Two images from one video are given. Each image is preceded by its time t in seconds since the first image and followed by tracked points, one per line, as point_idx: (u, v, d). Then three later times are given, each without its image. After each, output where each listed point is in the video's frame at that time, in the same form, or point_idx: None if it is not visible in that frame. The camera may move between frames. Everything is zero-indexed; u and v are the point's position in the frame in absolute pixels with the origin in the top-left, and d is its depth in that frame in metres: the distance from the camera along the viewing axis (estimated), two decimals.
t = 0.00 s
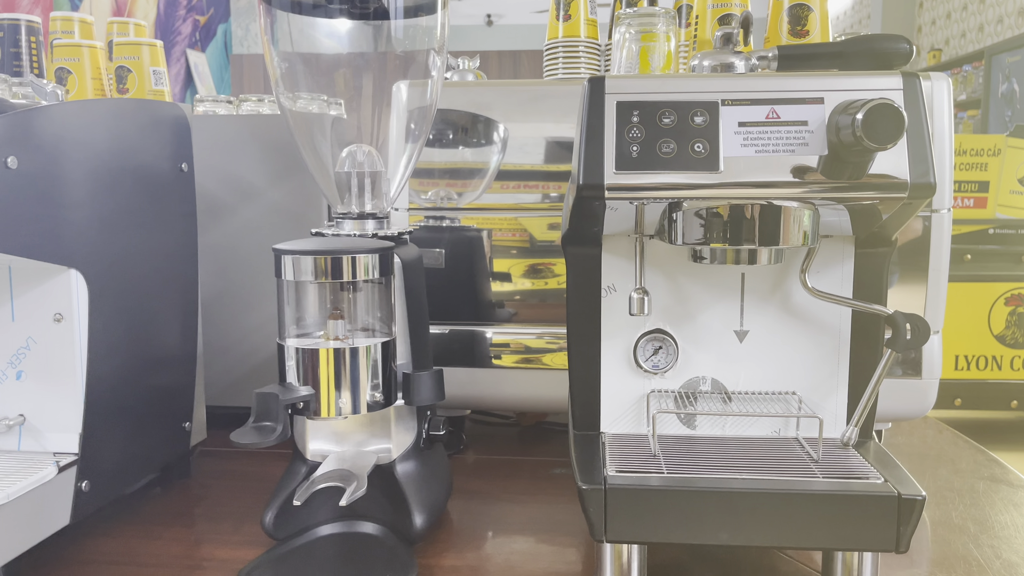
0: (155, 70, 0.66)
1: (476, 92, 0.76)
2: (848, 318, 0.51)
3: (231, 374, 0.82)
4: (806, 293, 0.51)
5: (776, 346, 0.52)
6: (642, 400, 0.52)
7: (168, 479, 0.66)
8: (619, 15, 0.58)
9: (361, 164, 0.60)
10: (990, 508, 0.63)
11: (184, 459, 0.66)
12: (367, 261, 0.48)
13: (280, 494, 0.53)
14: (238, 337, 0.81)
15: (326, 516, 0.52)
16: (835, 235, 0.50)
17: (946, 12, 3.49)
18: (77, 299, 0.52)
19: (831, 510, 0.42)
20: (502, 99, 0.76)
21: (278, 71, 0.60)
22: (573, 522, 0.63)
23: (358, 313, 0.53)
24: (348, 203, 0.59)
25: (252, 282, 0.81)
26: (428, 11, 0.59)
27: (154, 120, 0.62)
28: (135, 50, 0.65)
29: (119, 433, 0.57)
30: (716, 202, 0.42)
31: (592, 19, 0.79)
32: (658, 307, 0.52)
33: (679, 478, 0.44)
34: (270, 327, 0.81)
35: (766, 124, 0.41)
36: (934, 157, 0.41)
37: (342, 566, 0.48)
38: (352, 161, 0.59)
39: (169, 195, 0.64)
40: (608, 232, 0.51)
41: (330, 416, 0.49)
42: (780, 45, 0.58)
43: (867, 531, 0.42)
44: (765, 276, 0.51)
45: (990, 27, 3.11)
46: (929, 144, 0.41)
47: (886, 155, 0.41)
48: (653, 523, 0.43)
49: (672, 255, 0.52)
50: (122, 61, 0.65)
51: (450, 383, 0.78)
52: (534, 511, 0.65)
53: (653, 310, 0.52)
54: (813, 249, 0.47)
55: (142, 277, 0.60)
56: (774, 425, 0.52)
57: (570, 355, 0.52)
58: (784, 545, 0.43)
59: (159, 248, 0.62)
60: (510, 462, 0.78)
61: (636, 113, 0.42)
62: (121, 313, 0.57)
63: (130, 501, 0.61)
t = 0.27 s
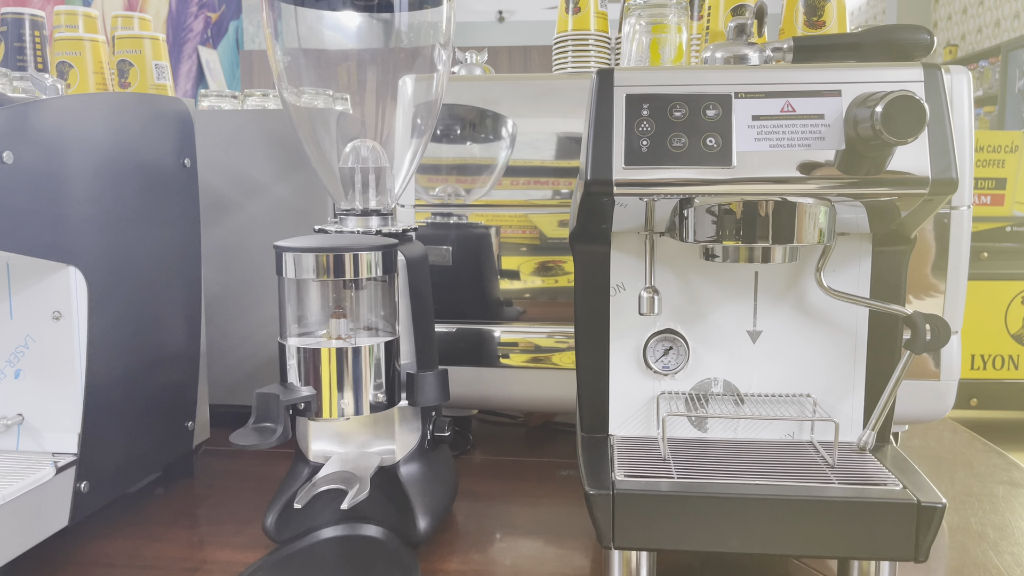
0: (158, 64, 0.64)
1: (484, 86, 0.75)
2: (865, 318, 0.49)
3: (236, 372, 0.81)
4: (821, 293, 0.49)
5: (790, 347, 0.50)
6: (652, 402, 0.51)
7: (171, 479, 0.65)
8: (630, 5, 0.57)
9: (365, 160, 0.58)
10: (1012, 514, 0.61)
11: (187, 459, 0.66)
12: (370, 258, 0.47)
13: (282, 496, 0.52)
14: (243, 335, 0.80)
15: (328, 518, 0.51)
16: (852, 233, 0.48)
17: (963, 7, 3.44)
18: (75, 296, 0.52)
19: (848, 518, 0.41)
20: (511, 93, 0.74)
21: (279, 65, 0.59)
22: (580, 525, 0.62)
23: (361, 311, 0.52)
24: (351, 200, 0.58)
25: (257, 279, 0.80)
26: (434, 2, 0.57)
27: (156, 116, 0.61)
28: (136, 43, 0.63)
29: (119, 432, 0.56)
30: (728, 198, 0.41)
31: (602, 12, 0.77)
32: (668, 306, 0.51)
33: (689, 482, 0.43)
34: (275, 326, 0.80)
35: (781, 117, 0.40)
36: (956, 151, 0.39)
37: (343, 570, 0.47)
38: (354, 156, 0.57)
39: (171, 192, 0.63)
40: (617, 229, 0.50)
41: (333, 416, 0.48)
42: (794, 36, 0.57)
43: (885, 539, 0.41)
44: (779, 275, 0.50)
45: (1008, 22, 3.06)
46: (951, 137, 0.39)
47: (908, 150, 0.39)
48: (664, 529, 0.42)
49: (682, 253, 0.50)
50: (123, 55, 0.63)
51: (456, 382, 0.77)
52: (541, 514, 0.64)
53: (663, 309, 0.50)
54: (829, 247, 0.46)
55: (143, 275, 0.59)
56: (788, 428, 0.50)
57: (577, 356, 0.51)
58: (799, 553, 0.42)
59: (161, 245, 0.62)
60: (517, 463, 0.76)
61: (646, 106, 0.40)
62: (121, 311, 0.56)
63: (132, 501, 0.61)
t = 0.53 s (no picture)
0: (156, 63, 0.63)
1: (489, 84, 0.74)
2: (878, 324, 0.47)
3: (239, 374, 0.80)
4: (834, 298, 0.47)
5: (801, 353, 0.48)
6: (657, 408, 0.50)
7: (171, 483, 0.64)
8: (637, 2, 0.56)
9: (365, 161, 0.56)
10: None
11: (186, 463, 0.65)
12: (368, 261, 0.46)
13: (279, 504, 0.51)
14: (245, 336, 0.80)
15: (325, 526, 0.50)
16: (864, 235, 0.47)
17: (977, 4, 3.39)
18: (69, 300, 0.51)
19: (860, 532, 0.39)
20: (516, 92, 0.73)
21: (277, 64, 0.58)
22: (584, 532, 0.61)
23: (360, 315, 0.51)
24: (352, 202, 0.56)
25: (259, 280, 0.79)
26: None
27: (155, 115, 0.60)
28: (135, 42, 0.63)
29: (117, 437, 0.55)
30: (737, 201, 0.39)
31: (608, 9, 0.75)
32: (674, 311, 0.49)
33: (696, 494, 0.42)
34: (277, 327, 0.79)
35: (791, 117, 0.38)
36: (974, 152, 0.38)
37: None
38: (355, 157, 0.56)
39: (171, 192, 0.63)
40: (621, 231, 0.48)
41: (331, 423, 0.47)
42: (806, 33, 0.55)
43: (898, 553, 0.40)
44: (789, 279, 0.48)
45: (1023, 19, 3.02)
46: (968, 138, 0.38)
47: (925, 151, 0.38)
48: (669, 542, 0.41)
49: (689, 255, 0.49)
50: (121, 53, 0.63)
51: (460, 386, 0.76)
52: (545, 520, 0.63)
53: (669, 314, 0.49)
54: (841, 250, 0.44)
55: (142, 277, 0.58)
56: (798, 436, 0.49)
57: (582, 361, 0.50)
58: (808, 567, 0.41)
59: (159, 247, 0.61)
60: (521, 467, 0.75)
61: (651, 106, 0.39)
62: (119, 314, 0.55)
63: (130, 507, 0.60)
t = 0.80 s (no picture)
0: (152, 62, 0.63)
1: (490, 82, 0.72)
2: (885, 328, 0.46)
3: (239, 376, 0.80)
4: (840, 301, 0.46)
5: (806, 356, 0.47)
6: (659, 414, 0.49)
7: (168, 486, 0.64)
8: None
9: (363, 162, 0.55)
10: None
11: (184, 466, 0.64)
12: (364, 262, 0.45)
13: (276, 509, 0.50)
14: (245, 339, 0.79)
15: (322, 532, 0.49)
16: (871, 237, 0.45)
17: None
18: (62, 302, 0.50)
19: (865, 543, 0.38)
20: (518, 90, 0.72)
21: (272, 62, 0.58)
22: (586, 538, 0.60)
23: (354, 317, 0.50)
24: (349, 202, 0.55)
25: (258, 281, 0.78)
26: None
27: (151, 115, 0.60)
28: (131, 40, 0.62)
29: (112, 441, 0.55)
30: (739, 202, 0.38)
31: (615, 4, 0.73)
32: (676, 313, 0.48)
33: (697, 502, 0.41)
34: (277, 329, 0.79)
35: (795, 116, 0.37)
36: (984, 152, 0.37)
37: None
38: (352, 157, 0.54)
39: (168, 193, 0.62)
40: (622, 233, 0.47)
41: (327, 428, 0.46)
42: (813, 29, 0.54)
43: (905, 565, 0.38)
44: (795, 281, 0.46)
45: None
46: (978, 137, 0.37)
47: (932, 152, 0.36)
48: (668, 552, 0.40)
49: (692, 256, 0.48)
50: (117, 53, 0.62)
51: (461, 388, 0.75)
52: (546, 525, 0.62)
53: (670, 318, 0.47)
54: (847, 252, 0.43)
55: (138, 279, 0.58)
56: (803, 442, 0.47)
57: (582, 365, 0.49)
58: None
59: (155, 248, 0.60)
60: (523, 470, 0.74)
61: (651, 105, 0.38)
62: (114, 316, 0.55)
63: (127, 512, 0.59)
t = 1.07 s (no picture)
0: (145, 58, 0.63)
1: (491, 79, 0.71)
2: (898, 333, 0.44)
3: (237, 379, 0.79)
4: (850, 305, 0.44)
5: (815, 362, 0.45)
6: (663, 421, 0.47)
7: (163, 492, 0.63)
8: None
9: (358, 161, 0.53)
10: None
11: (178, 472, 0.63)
12: (358, 264, 0.44)
13: (269, 517, 0.49)
14: (241, 342, 0.78)
15: (316, 541, 0.48)
16: (884, 238, 0.44)
17: None
18: (49, 306, 0.49)
19: (875, 557, 0.37)
20: (520, 86, 0.71)
21: (266, 58, 0.56)
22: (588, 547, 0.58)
23: (349, 321, 0.48)
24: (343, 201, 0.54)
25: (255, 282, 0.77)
26: None
27: (141, 115, 0.58)
28: (123, 36, 0.61)
29: (101, 447, 0.54)
30: (745, 202, 0.37)
31: None
32: (680, 316, 0.46)
33: (701, 515, 0.39)
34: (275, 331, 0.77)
35: (803, 113, 0.35)
36: (1002, 148, 0.35)
37: None
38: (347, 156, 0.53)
39: (160, 193, 0.61)
40: (624, 234, 0.45)
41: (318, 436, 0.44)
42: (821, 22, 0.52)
43: None
44: (802, 284, 0.45)
45: None
46: (996, 133, 0.35)
47: (947, 148, 0.34)
48: (670, 565, 0.38)
49: (697, 258, 0.46)
50: (109, 49, 0.62)
51: (461, 391, 0.73)
52: (548, 533, 0.61)
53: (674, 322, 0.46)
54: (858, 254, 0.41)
55: (130, 282, 0.56)
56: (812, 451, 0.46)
57: (582, 370, 0.47)
58: None
59: (148, 249, 0.59)
60: (525, 475, 0.73)
61: (653, 101, 0.36)
62: (105, 320, 0.54)
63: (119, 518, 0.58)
